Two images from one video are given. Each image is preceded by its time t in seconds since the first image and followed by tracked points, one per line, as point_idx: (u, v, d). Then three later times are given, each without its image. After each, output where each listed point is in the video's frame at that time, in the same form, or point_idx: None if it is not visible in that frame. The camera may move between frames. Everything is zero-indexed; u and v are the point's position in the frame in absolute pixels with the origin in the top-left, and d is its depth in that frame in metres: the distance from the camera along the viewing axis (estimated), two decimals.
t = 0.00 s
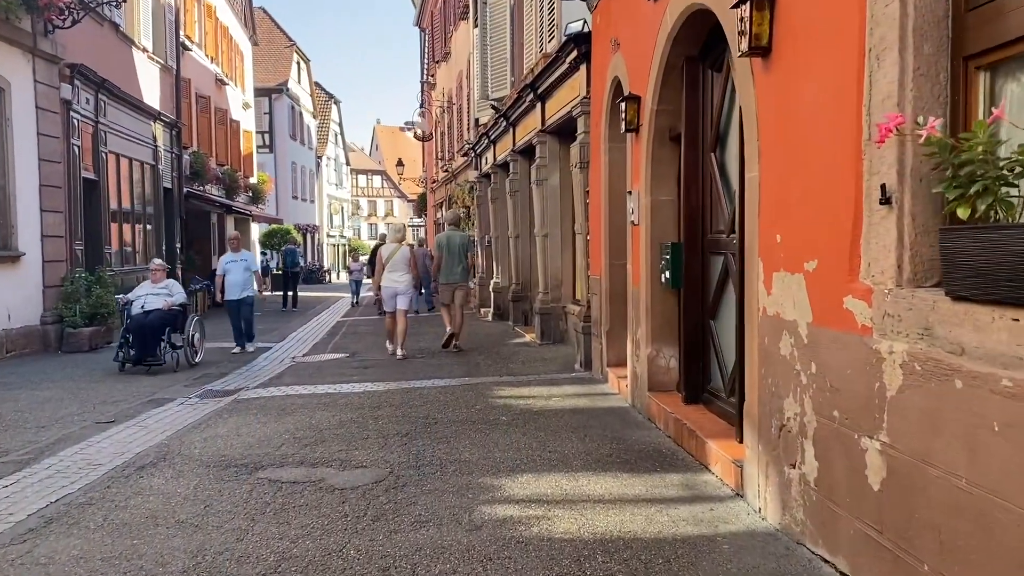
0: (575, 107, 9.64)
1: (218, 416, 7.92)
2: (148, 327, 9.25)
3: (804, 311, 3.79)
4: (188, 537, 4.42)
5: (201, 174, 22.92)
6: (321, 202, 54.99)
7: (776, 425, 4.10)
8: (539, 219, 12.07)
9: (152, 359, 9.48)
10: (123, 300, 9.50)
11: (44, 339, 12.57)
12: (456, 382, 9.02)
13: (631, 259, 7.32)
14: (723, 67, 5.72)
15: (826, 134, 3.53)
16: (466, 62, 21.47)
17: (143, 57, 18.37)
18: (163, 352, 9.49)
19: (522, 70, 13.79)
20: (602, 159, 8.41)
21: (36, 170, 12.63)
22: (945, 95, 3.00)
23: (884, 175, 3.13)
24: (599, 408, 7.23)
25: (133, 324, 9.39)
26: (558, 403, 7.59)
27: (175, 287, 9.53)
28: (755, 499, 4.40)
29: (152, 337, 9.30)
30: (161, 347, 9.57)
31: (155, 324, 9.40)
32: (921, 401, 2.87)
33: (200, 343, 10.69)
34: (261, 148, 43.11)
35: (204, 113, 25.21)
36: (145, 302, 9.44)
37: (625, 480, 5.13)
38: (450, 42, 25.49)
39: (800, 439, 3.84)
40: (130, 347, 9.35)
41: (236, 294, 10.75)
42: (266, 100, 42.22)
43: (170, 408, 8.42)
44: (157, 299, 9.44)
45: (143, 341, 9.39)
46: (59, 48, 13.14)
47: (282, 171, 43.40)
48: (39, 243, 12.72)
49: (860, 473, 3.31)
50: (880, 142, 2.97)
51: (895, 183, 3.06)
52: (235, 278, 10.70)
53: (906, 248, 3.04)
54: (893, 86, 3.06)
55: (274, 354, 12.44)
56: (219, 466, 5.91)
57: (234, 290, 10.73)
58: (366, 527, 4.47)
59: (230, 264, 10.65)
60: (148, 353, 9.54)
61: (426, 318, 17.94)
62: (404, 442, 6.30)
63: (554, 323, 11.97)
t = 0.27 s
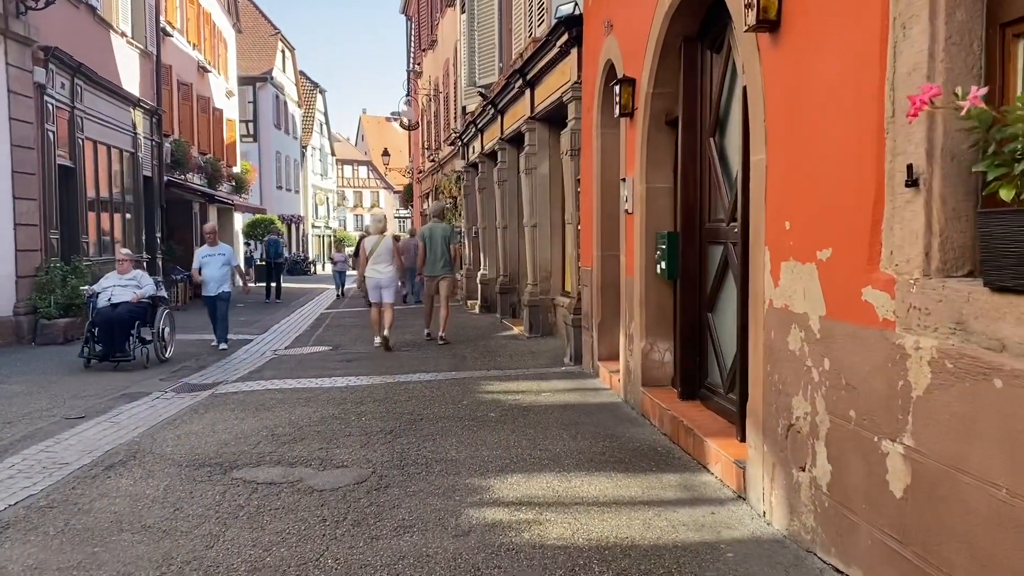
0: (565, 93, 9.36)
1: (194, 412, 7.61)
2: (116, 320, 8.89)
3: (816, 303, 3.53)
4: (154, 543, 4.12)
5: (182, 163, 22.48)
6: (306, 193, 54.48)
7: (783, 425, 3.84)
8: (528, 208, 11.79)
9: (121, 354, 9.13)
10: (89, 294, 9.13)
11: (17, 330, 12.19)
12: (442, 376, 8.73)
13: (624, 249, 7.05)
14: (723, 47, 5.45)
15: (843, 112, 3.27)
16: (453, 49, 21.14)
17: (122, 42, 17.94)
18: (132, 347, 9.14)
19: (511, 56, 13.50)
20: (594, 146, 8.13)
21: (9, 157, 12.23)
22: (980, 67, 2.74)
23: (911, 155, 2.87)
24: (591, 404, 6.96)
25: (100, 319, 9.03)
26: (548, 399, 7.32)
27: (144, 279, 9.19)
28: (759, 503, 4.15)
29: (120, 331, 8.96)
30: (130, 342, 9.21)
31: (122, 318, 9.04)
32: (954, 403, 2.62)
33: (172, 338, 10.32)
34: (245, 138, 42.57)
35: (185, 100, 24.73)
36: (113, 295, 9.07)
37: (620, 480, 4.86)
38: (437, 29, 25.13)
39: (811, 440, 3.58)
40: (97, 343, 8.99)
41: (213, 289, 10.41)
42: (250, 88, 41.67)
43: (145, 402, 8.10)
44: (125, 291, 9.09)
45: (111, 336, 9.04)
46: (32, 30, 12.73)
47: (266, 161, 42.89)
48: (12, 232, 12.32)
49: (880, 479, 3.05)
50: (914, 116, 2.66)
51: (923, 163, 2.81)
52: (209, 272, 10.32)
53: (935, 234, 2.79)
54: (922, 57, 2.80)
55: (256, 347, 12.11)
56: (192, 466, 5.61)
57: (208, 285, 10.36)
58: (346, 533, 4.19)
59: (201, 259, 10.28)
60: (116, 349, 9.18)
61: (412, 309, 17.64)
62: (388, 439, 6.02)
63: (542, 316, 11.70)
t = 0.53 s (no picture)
0: (550, 83, 9.04)
1: (161, 416, 7.24)
2: (74, 320, 8.48)
3: (824, 306, 3.23)
4: (102, 567, 3.77)
5: (158, 155, 21.97)
6: (287, 187, 53.87)
7: (787, 437, 3.54)
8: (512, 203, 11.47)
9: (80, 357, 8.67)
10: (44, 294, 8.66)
11: None
12: (423, 377, 8.40)
13: (612, 245, 6.74)
14: (717, 31, 5.14)
15: (858, 96, 2.97)
16: (435, 41, 20.77)
17: (94, 31, 17.44)
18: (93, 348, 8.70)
19: (494, 47, 13.16)
20: (580, 139, 7.82)
21: None
22: (1017, 43, 2.44)
23: (939, 142, 2.57)
24: (577, 407, 6.65)
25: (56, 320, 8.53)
26: (532, 401, 7.00)
27: (102, 275, 8.82)
28: (759, 520, 3.85)
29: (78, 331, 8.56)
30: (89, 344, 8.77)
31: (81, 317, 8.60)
32: (991, 421, 2.33)
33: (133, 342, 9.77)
34: (224, 131, 41.96)
35: (162, 92, 24.20)
36: (70, 293, 8.63)
37: (609, 492, 4.55)
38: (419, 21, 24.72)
39: (819, 455, 3.28)
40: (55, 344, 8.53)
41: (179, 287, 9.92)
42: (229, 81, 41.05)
43: (109, 405, 7.71)
44: (83, 289, 8.68)
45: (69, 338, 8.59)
46: None
47: (246, 155, 42.30)
48: None
49: (901, 502, 2.76)
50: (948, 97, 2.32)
51: (954, 151, 2.51)
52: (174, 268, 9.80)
53: (967, 232, 2.49)
54: (952, 33, 2.50)
55: (230, 346, 11.72)
56: (152, 476, 5.25)
57: (172, 283, 9.86)
58: (313, 554, 3.86)
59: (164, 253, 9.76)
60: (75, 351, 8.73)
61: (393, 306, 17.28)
62: (363, 447, 5.69)
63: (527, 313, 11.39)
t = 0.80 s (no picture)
0: (538, 78, 8.76)
1: (131, 424, 6.90)
2: (32, 325, 8.07)
3: (843, 315, 2.96)
4: None
5: (136, 152, 21.51)
6: (268, 184, 53.31)
7: (801, 455, 3.28)
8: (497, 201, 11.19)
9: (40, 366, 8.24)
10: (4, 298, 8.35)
11: None
12: (406, 382, 8.10)
13: (603, 245, 6.47)
14: (717, 21, 4.89)
15: (883, 86, 2.72)
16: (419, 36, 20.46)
17: (67, 24, 16.99)
18: (52, 356, 8.28)
19: (480, 41, 12.87)
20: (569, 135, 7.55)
21: None
22: None
23: (983, 134, 2.30)
24: (568, 415, 6.38)
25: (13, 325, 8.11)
26: (521, 408, 6.72)
27: (64, 277, 8.45)
28: (767, 542, 3.59)
29: (37, 337, 8.13)
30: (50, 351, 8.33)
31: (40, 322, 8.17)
32: None
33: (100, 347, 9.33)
34: (204, 128, 41.40)
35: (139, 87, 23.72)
36: (28, 297, 8.30)
37: (605, 510, 4.28)
38: (402, 16, 24.39)
39: (838, 477, 3.02)
40: (12, 351, 8.13)
41: (145, 289, 9.58)
42: (210, 76, 40.50)
43: (77, 413, 7.37)
44: (43, 292, 8.34)
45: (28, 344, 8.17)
46: None
47: (227, 152, 41.76)
48: None
49: (935, 534, 2.50)
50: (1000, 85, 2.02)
51: (1000, 146, 2.25)
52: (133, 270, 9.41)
53: (1015, 236, 2.23)
54: (999, 11, 2.23)
55: (207, 349, 11.36)
56: (116, 492, 4.93)
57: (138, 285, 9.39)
58: None
59: (127, 253, 9.46)
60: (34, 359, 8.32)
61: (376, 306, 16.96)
62: (343, 459, 5.39)
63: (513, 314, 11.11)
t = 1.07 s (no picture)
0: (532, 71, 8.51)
1: (109, 430, 6.60)
2: None
3: (880, 315, 2.72)
4: None
5: (118, 151, 21.11)
6: (255, 185, 52.82)
7: (829, 466, 3.04)
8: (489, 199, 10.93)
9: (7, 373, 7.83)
10: None
11: None
12: (397, 385, 7.83)
13: (603, 243, 6.22)
14: (727, 6, 4.65)
15: (929, 63, 2.48)
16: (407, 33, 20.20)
17: (47, 19, 16.60)
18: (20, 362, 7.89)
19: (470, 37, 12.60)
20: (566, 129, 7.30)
21: None
22: None
23: None
24: (566, 419, 6.12)
25: None
26: (517, 412, 6.46)
27: (33, 280, 8.06)
28: (790, 559, 3.35)
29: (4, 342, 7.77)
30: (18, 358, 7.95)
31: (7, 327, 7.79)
32: None
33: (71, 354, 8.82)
34: (190, 128, 40.94)
35: (122, 85, 23.31)
36: None
37: (612, 523, 4.02)
38: (390, 13, 24.10)
39: (874, 490, 2.78)
40: None
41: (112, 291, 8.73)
42: (195, 76, 40.04)
43: (53, 419, 7.05)
44: (11, 295, 7.92)
45: None
46: None
47: (212, 152, 41.30)
48: None
49: (990, 557, 2.26)
50: None
51: None
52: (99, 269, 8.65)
53: None
54: None
55: (191, 352, 11.05)
56: (91, 506, 4.64)
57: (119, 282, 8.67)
58: None
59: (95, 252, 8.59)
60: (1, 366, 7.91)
61: (365, 306, 16.67)
62: (332, 469, 5.12)
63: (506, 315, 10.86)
